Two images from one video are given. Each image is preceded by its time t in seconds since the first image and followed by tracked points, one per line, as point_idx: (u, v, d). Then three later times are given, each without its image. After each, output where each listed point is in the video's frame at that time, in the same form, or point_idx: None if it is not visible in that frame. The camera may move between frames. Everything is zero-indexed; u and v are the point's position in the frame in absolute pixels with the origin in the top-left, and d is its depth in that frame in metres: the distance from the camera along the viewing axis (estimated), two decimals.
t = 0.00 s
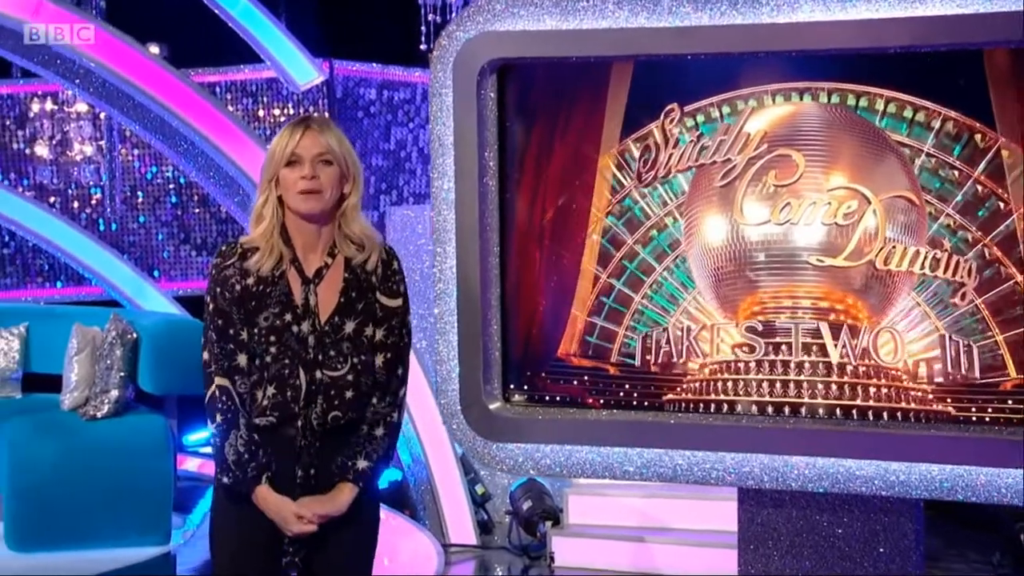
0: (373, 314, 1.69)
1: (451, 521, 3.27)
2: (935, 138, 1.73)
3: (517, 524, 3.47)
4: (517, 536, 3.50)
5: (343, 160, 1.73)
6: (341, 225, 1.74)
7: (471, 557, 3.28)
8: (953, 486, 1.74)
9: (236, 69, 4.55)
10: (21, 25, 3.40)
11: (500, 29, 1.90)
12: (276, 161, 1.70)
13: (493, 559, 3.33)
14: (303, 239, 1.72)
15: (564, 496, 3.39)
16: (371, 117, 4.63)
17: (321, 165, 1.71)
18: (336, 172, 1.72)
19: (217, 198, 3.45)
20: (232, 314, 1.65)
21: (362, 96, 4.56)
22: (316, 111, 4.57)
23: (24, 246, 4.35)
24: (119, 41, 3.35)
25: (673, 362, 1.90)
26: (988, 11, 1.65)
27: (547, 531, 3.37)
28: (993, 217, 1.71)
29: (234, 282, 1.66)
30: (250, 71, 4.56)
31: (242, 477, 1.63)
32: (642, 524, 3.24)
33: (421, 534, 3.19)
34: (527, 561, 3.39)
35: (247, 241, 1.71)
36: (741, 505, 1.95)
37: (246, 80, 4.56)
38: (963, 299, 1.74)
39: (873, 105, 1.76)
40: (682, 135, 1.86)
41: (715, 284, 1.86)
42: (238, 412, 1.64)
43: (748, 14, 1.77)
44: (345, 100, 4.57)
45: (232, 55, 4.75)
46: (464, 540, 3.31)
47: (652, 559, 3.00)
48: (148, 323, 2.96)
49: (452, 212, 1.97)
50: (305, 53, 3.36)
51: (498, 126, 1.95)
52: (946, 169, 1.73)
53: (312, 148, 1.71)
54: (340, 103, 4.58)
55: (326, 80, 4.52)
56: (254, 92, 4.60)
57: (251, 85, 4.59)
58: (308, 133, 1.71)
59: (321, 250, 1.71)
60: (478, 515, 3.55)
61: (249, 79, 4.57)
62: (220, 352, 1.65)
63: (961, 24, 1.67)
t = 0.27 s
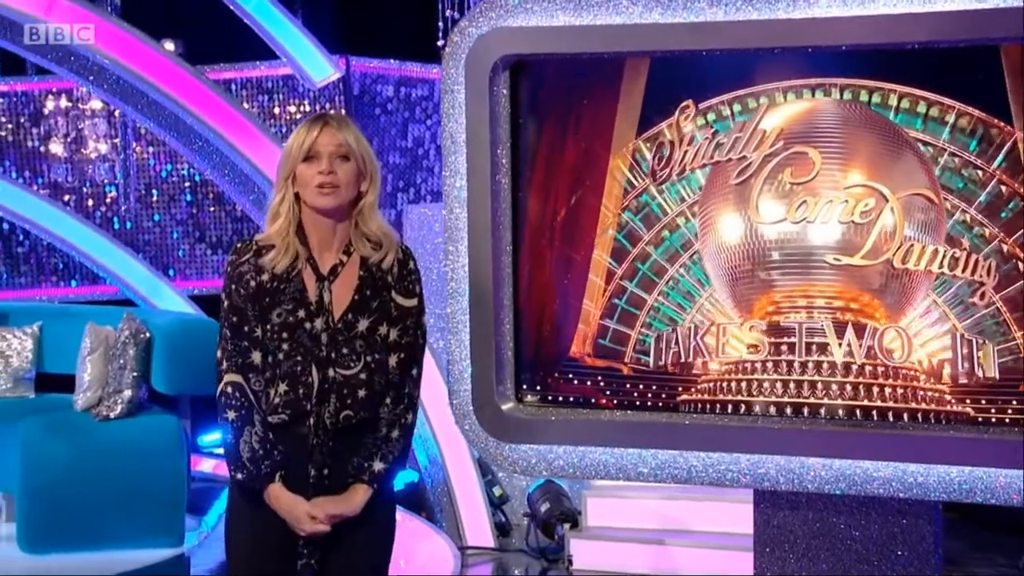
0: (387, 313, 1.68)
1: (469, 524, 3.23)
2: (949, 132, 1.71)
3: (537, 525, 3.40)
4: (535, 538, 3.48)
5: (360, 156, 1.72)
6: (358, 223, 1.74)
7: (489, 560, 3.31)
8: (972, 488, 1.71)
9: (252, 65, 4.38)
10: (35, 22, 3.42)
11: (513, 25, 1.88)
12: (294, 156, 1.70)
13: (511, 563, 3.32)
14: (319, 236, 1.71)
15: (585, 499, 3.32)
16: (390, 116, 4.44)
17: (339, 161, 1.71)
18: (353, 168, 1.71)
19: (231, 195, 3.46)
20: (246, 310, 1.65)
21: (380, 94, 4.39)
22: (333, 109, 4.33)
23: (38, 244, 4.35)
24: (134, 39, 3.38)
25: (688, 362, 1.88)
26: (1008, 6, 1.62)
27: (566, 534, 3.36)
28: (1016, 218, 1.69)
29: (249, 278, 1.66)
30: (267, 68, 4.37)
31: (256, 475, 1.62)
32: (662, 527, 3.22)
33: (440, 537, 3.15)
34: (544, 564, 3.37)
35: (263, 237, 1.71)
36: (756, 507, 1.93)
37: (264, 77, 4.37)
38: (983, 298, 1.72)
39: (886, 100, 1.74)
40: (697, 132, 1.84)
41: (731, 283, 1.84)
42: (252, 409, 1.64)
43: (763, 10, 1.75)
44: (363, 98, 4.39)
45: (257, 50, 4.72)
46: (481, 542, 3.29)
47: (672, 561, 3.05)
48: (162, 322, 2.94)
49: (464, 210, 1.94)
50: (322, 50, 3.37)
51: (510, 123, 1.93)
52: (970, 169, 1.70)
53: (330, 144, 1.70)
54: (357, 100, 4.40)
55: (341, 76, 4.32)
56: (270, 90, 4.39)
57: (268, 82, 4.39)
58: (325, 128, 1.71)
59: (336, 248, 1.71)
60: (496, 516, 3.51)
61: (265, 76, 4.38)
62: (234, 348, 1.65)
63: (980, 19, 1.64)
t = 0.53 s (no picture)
0: (398, 312, 1.67)
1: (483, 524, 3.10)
2: (963, 128, 1.69)
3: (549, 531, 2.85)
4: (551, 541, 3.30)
5: (378, 160, 1.71)
6: (370, 225, 1.71)
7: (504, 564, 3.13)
8: (990, 492, 1.68)
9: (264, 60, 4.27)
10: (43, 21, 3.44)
11: (524, 22, 1.85)
12: (311, 156, 1.68)
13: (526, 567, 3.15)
14: (329, 236, 1.69)
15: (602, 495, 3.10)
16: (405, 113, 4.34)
17: (358, 165, 1.69)
18: (371, 171, 1.70)
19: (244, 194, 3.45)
20: (256, 312, 1.63)
21: (394, 91, 4.27)
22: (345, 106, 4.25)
23: (49, 244, 4.33)
24: (148, 37, 3.35)
25: (701, 362, 1.86)
26: None
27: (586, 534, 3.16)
28: None
29: (258, 279, 1.64)
30: (279, 65, 4.28)
31: (269, 475, 1.61)
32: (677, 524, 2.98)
33: (454, 540, 3.08)
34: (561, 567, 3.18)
35: (274, 237, 1.70)
36: (770, 510, 1.90)
37: (276, 74, 4.27)
38: (999, 298, 1.70)
39: (898, 96, 1.71)
40: (710, 130, 1.82)
41: (745, 283, 1.81)
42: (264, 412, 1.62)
43: (777, 6, 1.72)
44: (377, 95, 4.27)
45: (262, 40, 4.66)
46: (496, 545, 3.15)
47: None
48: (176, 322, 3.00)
49: (475, 208, 1.92)
50: (336, 48, 3.36)
51: (521, 122, 1.90)
52: (991, 169, 1.68)
53: (349, 145, 1.69)
54: (371, 97, 4.28)
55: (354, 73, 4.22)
56: (283, 87, 4.29)
57: (280, 79, 4.29)
58: (347, 133, 1.69)
59: (346, 247, 1.69)
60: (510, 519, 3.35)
61: (278, 73, 4.29)
62: (243, 352, 1.63)
63: (998, 16, 1.61)
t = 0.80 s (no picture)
0: (407, 312, 1.78)
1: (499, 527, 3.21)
2: (978, 123, 1.65)
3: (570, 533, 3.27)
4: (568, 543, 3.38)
5: (388, 160, 1.80)
6: (379, 226, 1.81)
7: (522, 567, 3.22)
8: (1010, 494, 1.65)
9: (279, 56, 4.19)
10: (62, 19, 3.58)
11: (536, 17, 1.83)
12: (320, 158, 1.78)
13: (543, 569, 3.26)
14: (338, 237, 1.79)
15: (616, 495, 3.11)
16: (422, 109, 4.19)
17: (367, 165, 1.79)
18: (380, 173, 1.79)
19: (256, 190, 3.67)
20: (264, 313, 1.75)
21: (411, 87, 4.14)
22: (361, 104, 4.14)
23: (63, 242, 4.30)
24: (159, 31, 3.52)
25: (716, 362, 1.83)
26: None
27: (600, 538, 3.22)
28: None
29: (265, 280, 1.76)
30: (294, 60, 4.20)
31: (276, 476, 1.72)
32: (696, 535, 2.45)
33: (470, 542, 3.15)
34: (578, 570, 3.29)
35: (285, 237, 1.80)
36: (786, 512, 1.87)
37: (290, 69, 4.20)
38: (1020, 297, 1.67)
39: (911, 91, 1.68)
40: (725, 126, 1.79)
41: (761, 282, 1.79)
42: (269, 412, 1.73)
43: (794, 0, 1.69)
44: (393, 91, 4.14)
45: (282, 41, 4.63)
46: (513, 548, 3.24)
47: None
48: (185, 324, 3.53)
49: (486, 206, 1.90)
50: (352, 44, 3.49)
51: (533, 118, 1.88)
52: (1015, 168, 1.64)
53: (358, 146, 1.78)
54: (387, 93, 4.16)
55: (370, 69, 4.09)
56: (298, 83, 4.22)
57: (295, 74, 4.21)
58: (358, 133, 1.78)
59: (355, 249, 1.79)
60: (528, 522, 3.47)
61: (292, 68, 4.21)
62: (252, 353, 1.75)
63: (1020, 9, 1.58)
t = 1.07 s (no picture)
0: (414, 313, 1.77)
1: (512, 529, 3.25)
2: (989, 117, 1.63)
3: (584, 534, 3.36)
4: (581, 546, 3.43)
5: (394, 157, 1.80)
6: (388, 223, 1.82)
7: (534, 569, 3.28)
8: None
9: (288, 54, 4.30)
10: (67, 15, 3.67)
11: (546, 13, 1.80)
12: (327, 155, 1.78)
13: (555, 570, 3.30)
14: (346, 236, 1.79)
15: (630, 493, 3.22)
16: (435, 107, 4.22)
17: (374, 162, 1.79)
18: (387, 169, 1.80)
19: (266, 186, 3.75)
20: (268, 312, 1.74)
21: (425, 83, 4.18)
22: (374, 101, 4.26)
23: (70, 240, 4.29)
24: (168, 28, 3.65)
25: (728, 362, 1.81)
26: None
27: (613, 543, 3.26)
28: None
29: (269, 279, 1.76)
30: (304, 57, 4.28)
31: (282, 476, 1.72)
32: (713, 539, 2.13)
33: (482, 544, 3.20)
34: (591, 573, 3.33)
35: (291, 236, 1.80)
36: (799, 514, 1.85)
37: (301, 65, 4.29)
38: None
39: (921, 87, 1.66)
40: (736, 123, 1.77)
41: (773, 281, 1.76)
42: (274, 413, 1.73)
43: None
44: (406, 87, 4.21)
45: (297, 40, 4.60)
46: (526, 550, 3.28)
47: None
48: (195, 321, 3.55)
49: (495, 205, 1.88)
50: (363, 40, 3.60)
51: (542, 116, 1.87)
52: None
53: (367, 143, 1.78)
54: (399, 89, 4.23)
55: (382, 66, 4.19)
56: (309, 79, 4.32)
57: (304, 70, 4.31)
58: (364, 130, 1.79)
59: (363, 248, 1.79)
60: (543, 523, 3.49)
61: (302, 65, 4.30)
62: (256, 354, 1.74)
63: None
